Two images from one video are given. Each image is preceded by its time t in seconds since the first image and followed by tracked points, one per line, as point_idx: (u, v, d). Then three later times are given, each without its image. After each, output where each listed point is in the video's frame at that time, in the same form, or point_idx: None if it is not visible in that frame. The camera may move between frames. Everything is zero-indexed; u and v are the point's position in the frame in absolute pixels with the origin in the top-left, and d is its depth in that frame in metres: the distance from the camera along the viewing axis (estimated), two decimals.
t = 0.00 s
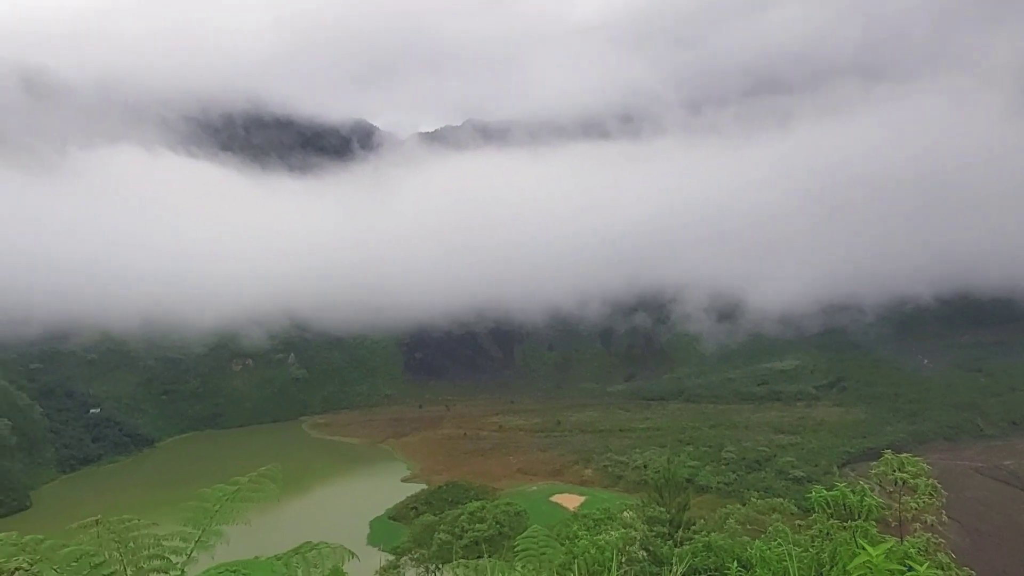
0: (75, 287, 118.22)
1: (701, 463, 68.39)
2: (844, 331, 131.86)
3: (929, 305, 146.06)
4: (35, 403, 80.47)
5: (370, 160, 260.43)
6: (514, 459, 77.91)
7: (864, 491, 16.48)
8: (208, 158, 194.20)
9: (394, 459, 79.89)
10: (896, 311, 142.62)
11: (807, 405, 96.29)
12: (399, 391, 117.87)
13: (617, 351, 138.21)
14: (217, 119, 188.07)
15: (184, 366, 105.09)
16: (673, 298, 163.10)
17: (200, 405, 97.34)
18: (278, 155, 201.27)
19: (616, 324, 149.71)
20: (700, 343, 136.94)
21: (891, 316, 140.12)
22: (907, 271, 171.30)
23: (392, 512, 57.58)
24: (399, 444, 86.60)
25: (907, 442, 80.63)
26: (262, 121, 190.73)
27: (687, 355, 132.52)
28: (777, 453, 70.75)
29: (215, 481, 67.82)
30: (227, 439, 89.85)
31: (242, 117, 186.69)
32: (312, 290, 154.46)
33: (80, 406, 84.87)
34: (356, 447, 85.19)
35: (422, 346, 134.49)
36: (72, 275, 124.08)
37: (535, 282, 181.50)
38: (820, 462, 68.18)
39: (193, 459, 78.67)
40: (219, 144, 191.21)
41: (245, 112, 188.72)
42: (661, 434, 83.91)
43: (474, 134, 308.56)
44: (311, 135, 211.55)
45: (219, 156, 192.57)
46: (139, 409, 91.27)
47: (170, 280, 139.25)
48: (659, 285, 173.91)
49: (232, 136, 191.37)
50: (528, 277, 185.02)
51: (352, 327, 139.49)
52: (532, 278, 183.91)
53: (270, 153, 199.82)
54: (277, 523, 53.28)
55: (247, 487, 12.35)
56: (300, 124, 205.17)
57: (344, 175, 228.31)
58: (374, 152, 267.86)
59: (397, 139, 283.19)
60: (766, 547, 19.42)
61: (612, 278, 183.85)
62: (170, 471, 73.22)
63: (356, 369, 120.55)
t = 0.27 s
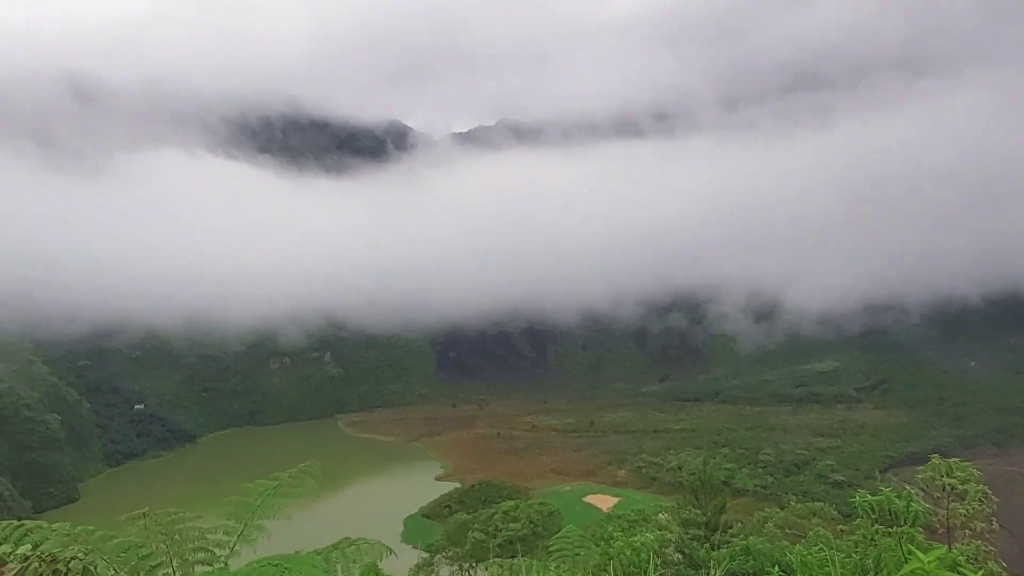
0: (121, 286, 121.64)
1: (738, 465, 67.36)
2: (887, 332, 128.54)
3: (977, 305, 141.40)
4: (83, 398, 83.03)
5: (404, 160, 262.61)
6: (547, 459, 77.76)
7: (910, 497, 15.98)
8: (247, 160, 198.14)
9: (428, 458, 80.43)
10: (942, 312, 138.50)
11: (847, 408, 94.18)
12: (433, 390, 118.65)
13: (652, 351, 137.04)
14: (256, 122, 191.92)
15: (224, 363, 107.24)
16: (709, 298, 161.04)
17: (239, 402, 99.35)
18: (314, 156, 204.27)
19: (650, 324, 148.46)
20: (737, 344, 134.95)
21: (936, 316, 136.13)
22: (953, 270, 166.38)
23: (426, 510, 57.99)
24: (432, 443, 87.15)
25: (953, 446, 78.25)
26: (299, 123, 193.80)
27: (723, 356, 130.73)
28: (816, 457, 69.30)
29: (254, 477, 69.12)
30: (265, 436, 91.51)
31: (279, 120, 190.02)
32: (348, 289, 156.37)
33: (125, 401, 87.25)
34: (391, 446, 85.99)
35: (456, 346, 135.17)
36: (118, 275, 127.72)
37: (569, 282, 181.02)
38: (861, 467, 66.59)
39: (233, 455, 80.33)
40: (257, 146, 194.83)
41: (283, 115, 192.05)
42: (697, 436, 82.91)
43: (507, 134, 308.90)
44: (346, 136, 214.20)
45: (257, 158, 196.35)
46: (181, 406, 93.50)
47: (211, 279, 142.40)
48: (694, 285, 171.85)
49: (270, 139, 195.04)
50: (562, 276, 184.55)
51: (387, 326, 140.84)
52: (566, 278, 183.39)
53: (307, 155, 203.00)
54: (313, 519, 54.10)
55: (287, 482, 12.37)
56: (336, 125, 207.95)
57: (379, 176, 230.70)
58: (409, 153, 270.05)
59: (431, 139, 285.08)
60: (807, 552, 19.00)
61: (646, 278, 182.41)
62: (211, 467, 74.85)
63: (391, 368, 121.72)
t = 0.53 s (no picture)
0: (150, 285, 123.61)
1: (763, 467, 66.58)
2: (917, 332, 126.16)
3: (1011, 305, 138.15)
4: (113, 395, 84.62)
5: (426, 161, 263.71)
6: (569, 459, 77.56)
7: (944, 500, 15.63)
8: (272, 161, 200.78)
9: (450, 456, 80.67)
10: (974, 312, 135.55)
11: (875, 410, 92.64)
12: (455, 389, 119.07)
13: (675, 351, 136.08)
14: (281, 124, 194.64)
15: (250, 362, 108.57)
16: (733, 297, 159.35)
17: (265, 400, 100.59)
18: (338, 157, 205.95)
19: (673, 324, 147.42)
20: (762, 344, 133.50)
21: (968, 316, 133.29)
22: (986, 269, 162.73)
23: (449, 508, 58.17)
24: (455, 442, 87.42)
25: (986, 449, 76.52)
26: (323, 124, 195.77)
27: (748, 356, 129.40)
28: (843, 459, 68.25)
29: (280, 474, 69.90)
30: (289, 433, 92.51)
31: (304, 121, 192.24)
32: (372, 289, 157.60)
33: (154, 399, 88.72)
34: (413, 445, 86.37)
35: (478, 345, 135.49)
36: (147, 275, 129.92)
37: (591, 281, 180.52)
38: (889, 469, 65.44)
39: (259, 452, 81.38)
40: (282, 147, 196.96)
41: (307, 116, 194.28)
42: (721, 437, 82.12)
43: (529, 134, 308.69)
44: (369, 137, 215.67)
45: (282, 159, 198.82)
46: (208, 403, 94.82)
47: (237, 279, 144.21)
48: (719, 285, 170.33)
49: (295, 140, 197.67)
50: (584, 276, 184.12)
51: (410, 325, 141.65)
52: (588, 277, 182.96)
53: (331, 156, 205.07)
54: (337, 517, 54.46)
55: (314, 479, 12.27)
56: (360, 126, 209.82)
57: (402, 176, 231.96)
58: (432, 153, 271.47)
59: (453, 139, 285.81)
60: (835, 555, 18.69)
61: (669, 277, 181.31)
62: (237, 464, 75.82)
63: (414, 367, 122.39)
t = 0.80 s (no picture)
0: (180, 285, 125.59)
1: (791, 468, 65.64)
2: (952, 331, 123.37)
3: None
4: (146, 393, 86.24)
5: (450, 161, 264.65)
6: (594, 459, 77.27)
7: (982, 504, 15.29)
8: (298, 162, 203.16)
9: (475, 455, 80.84)
10: (1012, 310, 132.14)
11: (908, 411, 90.83)
12: (480, 388, 119.31)
13: (701, 351, 134.88)
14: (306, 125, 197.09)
15: (277, 360, 109.89)
16: (761, 296, 157.42)
17: (292, 399, 101.80)
18: (363, 158, 207.53)
19: (700, 324, 146.08)
20: (790, 344, 131.67)
21: (1005, 315, 129.96)
22: None
23: (474, 507, 58.34)
24: (479, 441, 87.63)
25: None
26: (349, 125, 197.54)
27: (776, 356, 127.74)
28: (875, 461, 67.01)
29: (307, 472, 70.68)
30: (316, 432, 93.51)
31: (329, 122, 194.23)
32: (397, 288, 158.61)
33: (185, 397, 90.24)
34: (439, 444, 86.73)
35: (503, 344, 135.62)
36: (177, 275, 131.98)
37: (616, 280, 179.66)
38: (923, 472, 64.10)
39: (286, 450, 82.41)
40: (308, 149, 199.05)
41: (333, 118, 196.33)
42: (749, 438, 81.15)
43: (553, 133, 308.25)
44: (394, 137, 216.95)
45: (309, 160, 201.04)
46: (237, 402, 96.20)
47: (264, 279, 146.03)
48: (746, 284, 168.39)
49: (320, 142, 200.03)
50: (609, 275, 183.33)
51: (435, 324, 142.28)
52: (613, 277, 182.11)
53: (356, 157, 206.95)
54: (365, 515, 54.91)
55: (344, 476, 12.17)
56: (384, 127, 211.34)
57: (426, 176, 233.06)
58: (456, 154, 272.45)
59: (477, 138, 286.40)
60: (869, 559, 18.39)
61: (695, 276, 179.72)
62: (265, 461, 76.84)
63: (439, 367, 122.91)
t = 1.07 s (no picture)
0: (212, 285, 127.61)
1: (823, 471, 64.56)
2: (990, 331, 120.27)
3: None
4: (178, 391, 87.83)
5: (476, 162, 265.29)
6: (621, 460, 76.84)
7: None
8: (326, 163, 205.31)
9: (501, 455, 80.92)
10: None
11: (944, 413, 88.81)
12: (506, 388, 119.42)
13: (729, 352, 133.38)
14: (334, 127, 199.10)
15: (306, 359, 111.10)
16: (792, 296, 155.10)
17: (320, 398, 102.95)
18: (390, 159, 209.01)
19: (728, 324, 144.47)
20: (822, 345, 129.56)
21: None
22: None
23: (500, 507, 58.41)
24: (506, 441, 87.78)
25: None
26: (375, 126, 199.19)
27: (807, 357, 125.79)
28: (910, 465, 65.55)
29: (336, 471, 71.38)
30: (344, 431, 94.38)
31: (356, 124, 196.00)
32: (423, 289, 159.49)
33: (216, 395, 91.77)
34: (465, 443, 86.97)
35: (529, 344, 135.53)
36: (209, 275, 134.16)
37: (643, 280, 178.54)
38: (959, 476, 62.58)
39: (315, 449, 83.30)
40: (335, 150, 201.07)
41: (360, 119, 198.09)
42: (779, 440, 79.96)
43: (579, 132, 307.31)
44: (421, 138, 218.14)
45: (336, 161, 203.05)
46: (267, 400, 97.52)
47: (293, 279, 147.80)
48: (775, 283, 166.11)
49: (347, 143, 201.83)
50: (636, 275, 182.28)
51: (461, 324, 142.73)
52: (640, 276, 181.10)
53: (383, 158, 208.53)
54: (392, 513, 55.33)
55: (375, 475, 11.96)
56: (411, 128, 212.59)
57: (452, 177, 233.93)
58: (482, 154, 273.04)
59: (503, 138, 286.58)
60: (905, 564, 18.06)
61: (723, 276, 177.82)
62: (294, 459, 77.71)
63: (465, 367, 123.29)
